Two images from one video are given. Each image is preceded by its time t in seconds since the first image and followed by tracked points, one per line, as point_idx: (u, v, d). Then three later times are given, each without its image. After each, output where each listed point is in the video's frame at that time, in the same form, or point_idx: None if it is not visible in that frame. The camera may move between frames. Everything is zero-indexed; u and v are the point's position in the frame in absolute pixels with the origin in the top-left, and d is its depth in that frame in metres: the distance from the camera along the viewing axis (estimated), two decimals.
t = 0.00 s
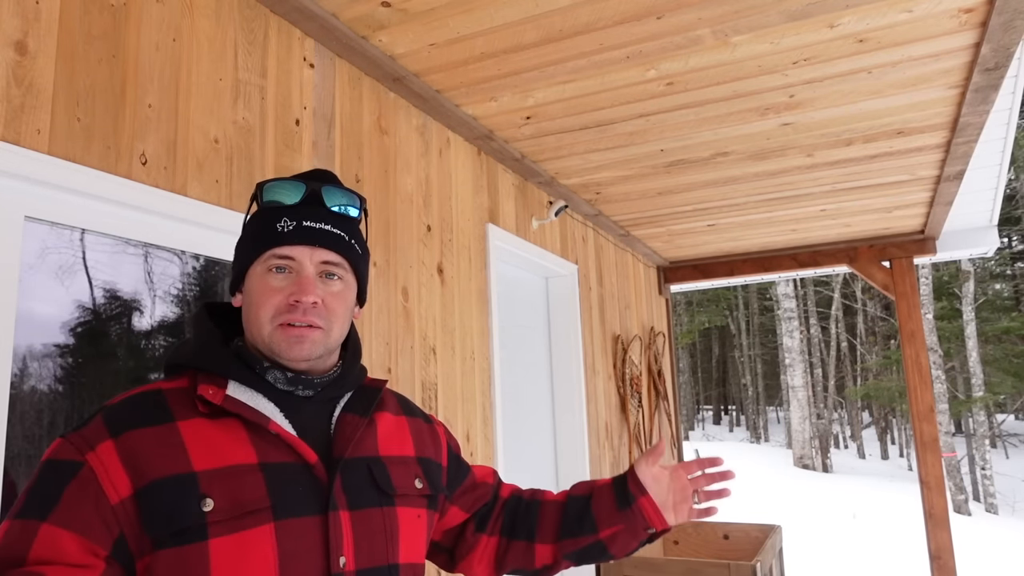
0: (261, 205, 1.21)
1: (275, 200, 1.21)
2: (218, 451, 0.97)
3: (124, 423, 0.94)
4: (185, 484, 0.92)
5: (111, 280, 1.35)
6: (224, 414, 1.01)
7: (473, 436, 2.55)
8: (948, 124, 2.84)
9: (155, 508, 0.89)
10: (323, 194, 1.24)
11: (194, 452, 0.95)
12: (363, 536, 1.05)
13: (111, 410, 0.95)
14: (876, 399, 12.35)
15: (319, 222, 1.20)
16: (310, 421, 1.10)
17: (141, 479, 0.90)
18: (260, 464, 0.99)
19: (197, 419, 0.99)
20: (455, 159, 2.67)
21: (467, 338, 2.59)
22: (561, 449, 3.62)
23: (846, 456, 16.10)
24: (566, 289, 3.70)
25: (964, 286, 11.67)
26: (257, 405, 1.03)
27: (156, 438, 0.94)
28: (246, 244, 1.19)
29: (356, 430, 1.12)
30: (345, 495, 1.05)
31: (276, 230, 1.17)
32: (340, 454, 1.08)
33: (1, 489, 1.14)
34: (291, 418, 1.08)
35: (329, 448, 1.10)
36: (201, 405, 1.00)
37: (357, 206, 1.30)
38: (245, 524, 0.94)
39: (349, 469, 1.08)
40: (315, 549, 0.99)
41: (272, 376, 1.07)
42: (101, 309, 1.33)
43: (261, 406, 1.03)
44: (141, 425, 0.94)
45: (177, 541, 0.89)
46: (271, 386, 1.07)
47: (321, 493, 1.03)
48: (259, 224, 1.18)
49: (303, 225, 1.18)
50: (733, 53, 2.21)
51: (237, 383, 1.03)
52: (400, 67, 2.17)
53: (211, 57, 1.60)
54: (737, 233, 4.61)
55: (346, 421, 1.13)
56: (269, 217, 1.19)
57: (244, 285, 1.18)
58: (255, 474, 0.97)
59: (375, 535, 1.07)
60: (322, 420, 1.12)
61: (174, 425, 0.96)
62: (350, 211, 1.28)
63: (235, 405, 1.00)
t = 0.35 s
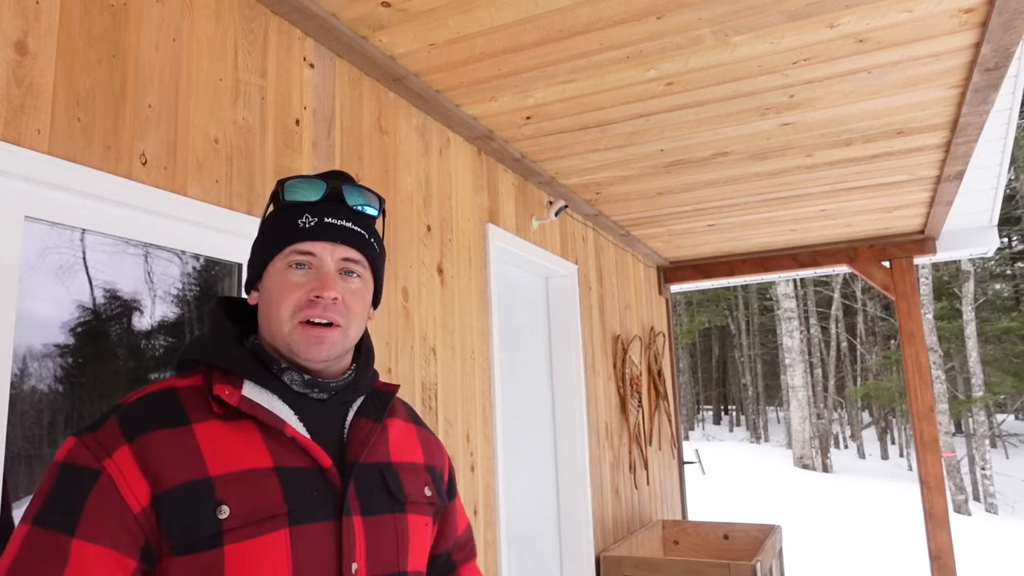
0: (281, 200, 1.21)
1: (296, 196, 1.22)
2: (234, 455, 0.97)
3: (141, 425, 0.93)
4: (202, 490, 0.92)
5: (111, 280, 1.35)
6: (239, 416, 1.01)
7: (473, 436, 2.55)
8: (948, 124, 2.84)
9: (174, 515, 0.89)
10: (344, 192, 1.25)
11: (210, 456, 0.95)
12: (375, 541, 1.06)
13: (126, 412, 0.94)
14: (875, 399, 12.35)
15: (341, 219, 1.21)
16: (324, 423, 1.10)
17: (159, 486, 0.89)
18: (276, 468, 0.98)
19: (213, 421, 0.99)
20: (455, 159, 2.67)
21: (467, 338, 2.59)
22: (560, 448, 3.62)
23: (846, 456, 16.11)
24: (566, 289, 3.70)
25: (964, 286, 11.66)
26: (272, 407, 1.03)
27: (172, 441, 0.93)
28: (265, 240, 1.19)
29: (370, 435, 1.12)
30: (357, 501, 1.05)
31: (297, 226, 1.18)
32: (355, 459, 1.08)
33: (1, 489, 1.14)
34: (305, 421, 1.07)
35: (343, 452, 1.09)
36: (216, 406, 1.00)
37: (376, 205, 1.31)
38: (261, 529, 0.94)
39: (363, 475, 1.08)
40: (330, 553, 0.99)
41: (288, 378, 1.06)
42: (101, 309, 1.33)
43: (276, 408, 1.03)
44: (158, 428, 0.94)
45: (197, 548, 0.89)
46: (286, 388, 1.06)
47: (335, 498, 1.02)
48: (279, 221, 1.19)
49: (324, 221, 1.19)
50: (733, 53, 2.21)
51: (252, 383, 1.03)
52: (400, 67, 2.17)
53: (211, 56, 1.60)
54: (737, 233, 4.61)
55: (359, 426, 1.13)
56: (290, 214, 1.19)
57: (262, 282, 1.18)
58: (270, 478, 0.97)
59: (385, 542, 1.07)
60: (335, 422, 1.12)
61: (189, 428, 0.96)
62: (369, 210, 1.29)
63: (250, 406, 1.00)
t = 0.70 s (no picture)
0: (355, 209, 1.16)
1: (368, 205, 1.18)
2: (250, 452, 0.96)
3: (156, 419, 0.92)
4: (218, 488, 0.91)
5: (111, 280, 1.35)
6: (253, 412, 1.01)
7: (473, 435, 2.55)
8: (948, 124, 2.84)
9: (190, 513, 0.88)
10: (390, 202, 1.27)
11: (226, 452, 0.94)
12: (383, 541, 1.08)
13: (138, 403, 0.93)
14: (876, 399, 12.35)
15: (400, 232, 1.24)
16: (333, 423, 1.10)
17: (174, 483, 0.89)
18: (292, 467, 0.99)
19: (228, 416, 0.98)
20: (455, 159, 2.67)
21: (467, 338, 2.59)
22: (560, 448, 3.62)
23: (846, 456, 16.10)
24: (566, 289, 3.70)
25: (964, 286, 11.66)
26: (287, 405, 1.03)
27: (187, 437, 0.93)
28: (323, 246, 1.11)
29: (377, 435, 1.12)
30: (367, 501, 1.07)
31: (376, 239, 1.17)
32: (364, 459, 1.09)
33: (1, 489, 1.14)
34: (315, 420, 1.08)
35: (351, 453, 1.10)
36: (231, 401, 1.00)
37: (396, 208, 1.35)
38: (279, 529, 0.94)
39: (371, 475, 1.10)
40: (343, 554, 1.00)
41: (303, 376, 1.07)
42: (101, 309, 1.33)
43: (291, 406, 1.04)
44: (172, 422, 0.93)
45: (211, 548, 0.88)
46: (301, 386, 1.07)
47: (346, 498, 1.04)
48: (355, 231, 1.15)
49: (393, 235, 1.21)
50: (733, 53, 2.21)
51: (266, 380, 1.03)
52: (400, 67, 2.17)
53: (211, 56, 1.60)
54: (737, 232, 4.61)
55: (367, 425, 1.13)
56: (364, 225, 1.16)
57: (322, 287, 1.11)
58: (287, 478, 0.97)
59: (392, 540, 1.10)
60: (341, 423, 1.12)
61: (204, 422, 0.96)
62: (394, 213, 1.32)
63: (267, 402, 1.00)
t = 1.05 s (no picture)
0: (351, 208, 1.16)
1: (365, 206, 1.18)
2: (261, 447, 0.97)
3: (164, 418, 0.92)
4: (234, 484, 0.91)
5: (111, 280, 1.35)
6: (260, 408, 1.01)
7: (473, 435, 2.55)
8: (948, 124, 2.84)
9: (207, 510, 0.88)
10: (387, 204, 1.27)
11: (238, 448, 0.94)
12: (391, 531, 1.09)
13: (143, 404, 0.92)
14: (876, 399, 12.35)
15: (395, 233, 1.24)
16: (335, 417, 1.11)
17: (190, 481, 0.88)
18: (303, 461, 0.99)
19: (235, 412, 0.98)
20: (455, 159, 2.67)
21: (467, 338, 2.59)
22: (560, 448, 3.62)
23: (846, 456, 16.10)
24: (566, 289, 3.70)
25: (964, 286, 11.66)
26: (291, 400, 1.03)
27: (197, 434, 0.92)
28: (317, 246, 1.11)
29: (376, 428, 1.14)
30: (373, 492, 1.08)
31: (371, 240, 1.17)
32: (367, 451, 1.10)
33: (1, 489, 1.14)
34: (318, 415, 1.08)
35: (351, 446, 1.10)
36: (237, 396, 0.99)
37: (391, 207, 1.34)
38: (296, 523, 0.95)
39: (374, 467, 1.10)
40: (357, 545, 1.01)
41: (306, 371, 1.08)
42: (101, 309, 1.33)
43: (295, 401, 1.04)
44: (180, 420, 0.93)
45: (231, 545, 0.88)
46: (304, 381, 1.08)
47: (355, 490, 1.04)
48: (351, 230, 1.15)
49: (388, 236, 1.21)
50: (733, 53, 2.21)
51: (268, 375, 1.03)
52: (401, 67, 2.17)
53: (211, 56, 1.60)
54: (737, 233, 4.60)
55: (364, 419, 1.14)
56: (361, 224, 1.16)
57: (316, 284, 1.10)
58: (300, 472, 0.98)
59: (399, 531, 1.10)
60: (340, 417, 1.12)
61: (213, 419, 0.95)
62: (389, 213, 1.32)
63: (273, 397, 1.01)
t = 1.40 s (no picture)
0: (317, 213, 1.15)
1: (333, 211, 1.16)
2: (254, 451, 0.97)
3: (157, 422, 0.92)
4: (226, 487, 0.92)
5: (111, 280, 1.35)
6: (253, 412, 1.01)
7: (474, 435, 2.55)
8: (948, 124, 2.84)
9: (200, 512, 0.89)
10: (375, 211, 1.24)
11: (230, 452, 0.95)
12: (390, 534, 1.08)
13: (137, 408, 0.93)
14: (876, 399, 12.36)
15: (376, 242, 1.20)
16: (332, 421, 1.11)
17: (183, 483, 0.89)
18: (295, 464, 0.99)
19: (228, 417, 0.99)
20: (455, 159, 2.67)
21: (467, 338, 2.59)
22: (561, 448, 3.62)
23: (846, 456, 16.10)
24: (566, 289, 3.70)
25: (964, 286, 11.66)
26: (284, 403, 1.03)
27: (190, 438, 0.93)
28: (288, 255, 1.12)
29: (375, 430, 1.13)
30: (369, 495, 1.07)
31: (337, 248, 1.14)
32: (364, 454, 1.10)
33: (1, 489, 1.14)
34: (315, 418, 1.08)
35: (349, 449, 1.10)
36: (229, 402, 1.00)
37: (395, 218, 1.31)
38: (287, 525, 0.95)
39: (372, 470, 1.10)
40: (350, 548, 1.01)
41: (297, 375, 1.08)
42: (100, 309, 1.33)
43: (288, 405, 1.04)
44: (174, 424, 0.93)
45: (223, 546, 0.89)
46: (296, 385, 1.08)
47: (349, 493, 1.04)
48: (315, 237, 1.13)
49: (363, 244, 1.17)
50: (733, 53, 2.21)
51: (262, 381, 1.03)
52: (401, 67, 2.17)
53: (211, 56, 1.60)
54: (737, 233, 4.60)
55: (363, 422, 1.14)
56: (328, 231, 1.14)
57: (284, 290, 1.12)
58: (291, 475, 0.98)
59: (397, 534, 1.10)
60: (339, 420, 1.12)
61: (206, 423, 0.96)
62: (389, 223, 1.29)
63: (266, 402, 1.01)
